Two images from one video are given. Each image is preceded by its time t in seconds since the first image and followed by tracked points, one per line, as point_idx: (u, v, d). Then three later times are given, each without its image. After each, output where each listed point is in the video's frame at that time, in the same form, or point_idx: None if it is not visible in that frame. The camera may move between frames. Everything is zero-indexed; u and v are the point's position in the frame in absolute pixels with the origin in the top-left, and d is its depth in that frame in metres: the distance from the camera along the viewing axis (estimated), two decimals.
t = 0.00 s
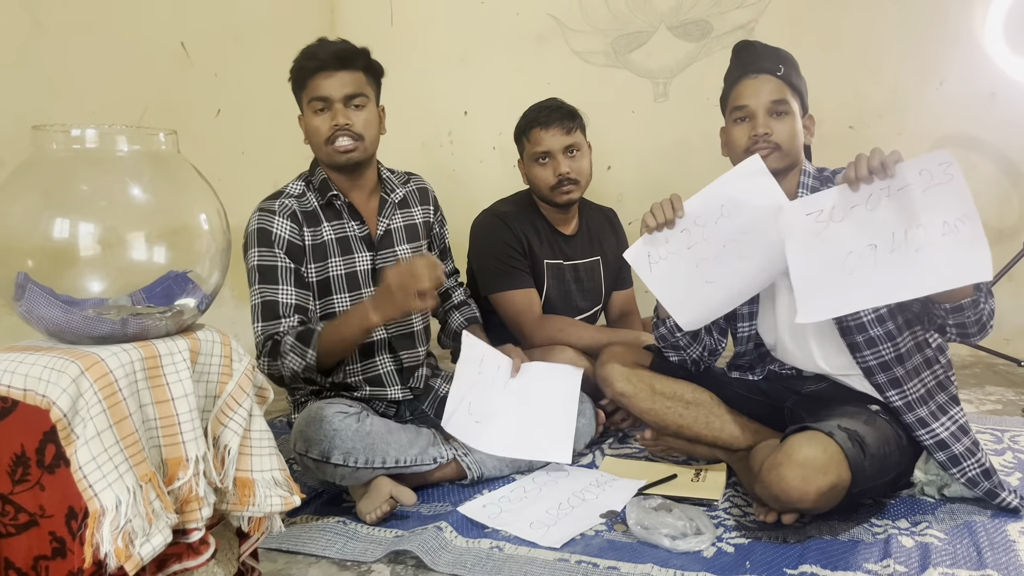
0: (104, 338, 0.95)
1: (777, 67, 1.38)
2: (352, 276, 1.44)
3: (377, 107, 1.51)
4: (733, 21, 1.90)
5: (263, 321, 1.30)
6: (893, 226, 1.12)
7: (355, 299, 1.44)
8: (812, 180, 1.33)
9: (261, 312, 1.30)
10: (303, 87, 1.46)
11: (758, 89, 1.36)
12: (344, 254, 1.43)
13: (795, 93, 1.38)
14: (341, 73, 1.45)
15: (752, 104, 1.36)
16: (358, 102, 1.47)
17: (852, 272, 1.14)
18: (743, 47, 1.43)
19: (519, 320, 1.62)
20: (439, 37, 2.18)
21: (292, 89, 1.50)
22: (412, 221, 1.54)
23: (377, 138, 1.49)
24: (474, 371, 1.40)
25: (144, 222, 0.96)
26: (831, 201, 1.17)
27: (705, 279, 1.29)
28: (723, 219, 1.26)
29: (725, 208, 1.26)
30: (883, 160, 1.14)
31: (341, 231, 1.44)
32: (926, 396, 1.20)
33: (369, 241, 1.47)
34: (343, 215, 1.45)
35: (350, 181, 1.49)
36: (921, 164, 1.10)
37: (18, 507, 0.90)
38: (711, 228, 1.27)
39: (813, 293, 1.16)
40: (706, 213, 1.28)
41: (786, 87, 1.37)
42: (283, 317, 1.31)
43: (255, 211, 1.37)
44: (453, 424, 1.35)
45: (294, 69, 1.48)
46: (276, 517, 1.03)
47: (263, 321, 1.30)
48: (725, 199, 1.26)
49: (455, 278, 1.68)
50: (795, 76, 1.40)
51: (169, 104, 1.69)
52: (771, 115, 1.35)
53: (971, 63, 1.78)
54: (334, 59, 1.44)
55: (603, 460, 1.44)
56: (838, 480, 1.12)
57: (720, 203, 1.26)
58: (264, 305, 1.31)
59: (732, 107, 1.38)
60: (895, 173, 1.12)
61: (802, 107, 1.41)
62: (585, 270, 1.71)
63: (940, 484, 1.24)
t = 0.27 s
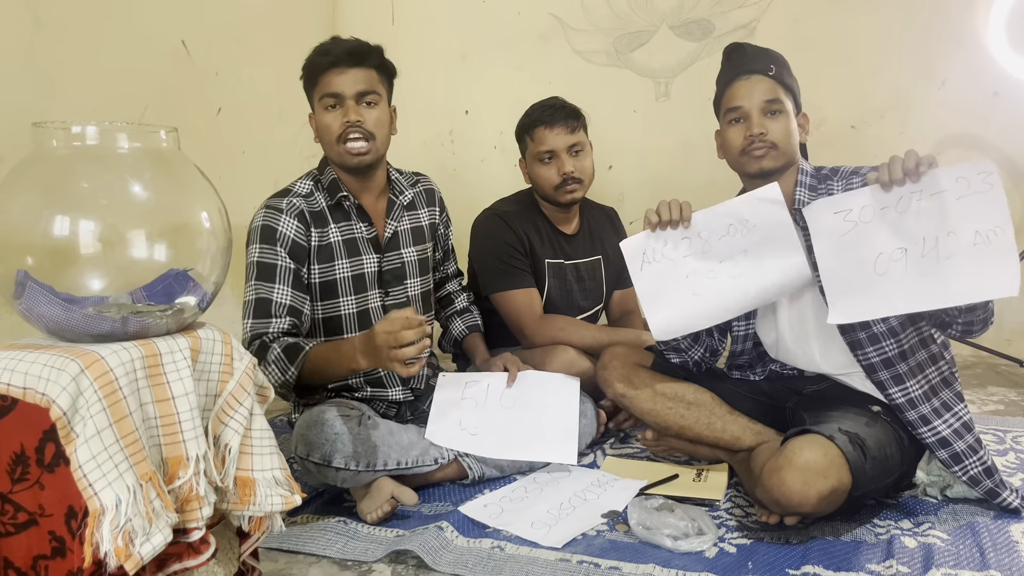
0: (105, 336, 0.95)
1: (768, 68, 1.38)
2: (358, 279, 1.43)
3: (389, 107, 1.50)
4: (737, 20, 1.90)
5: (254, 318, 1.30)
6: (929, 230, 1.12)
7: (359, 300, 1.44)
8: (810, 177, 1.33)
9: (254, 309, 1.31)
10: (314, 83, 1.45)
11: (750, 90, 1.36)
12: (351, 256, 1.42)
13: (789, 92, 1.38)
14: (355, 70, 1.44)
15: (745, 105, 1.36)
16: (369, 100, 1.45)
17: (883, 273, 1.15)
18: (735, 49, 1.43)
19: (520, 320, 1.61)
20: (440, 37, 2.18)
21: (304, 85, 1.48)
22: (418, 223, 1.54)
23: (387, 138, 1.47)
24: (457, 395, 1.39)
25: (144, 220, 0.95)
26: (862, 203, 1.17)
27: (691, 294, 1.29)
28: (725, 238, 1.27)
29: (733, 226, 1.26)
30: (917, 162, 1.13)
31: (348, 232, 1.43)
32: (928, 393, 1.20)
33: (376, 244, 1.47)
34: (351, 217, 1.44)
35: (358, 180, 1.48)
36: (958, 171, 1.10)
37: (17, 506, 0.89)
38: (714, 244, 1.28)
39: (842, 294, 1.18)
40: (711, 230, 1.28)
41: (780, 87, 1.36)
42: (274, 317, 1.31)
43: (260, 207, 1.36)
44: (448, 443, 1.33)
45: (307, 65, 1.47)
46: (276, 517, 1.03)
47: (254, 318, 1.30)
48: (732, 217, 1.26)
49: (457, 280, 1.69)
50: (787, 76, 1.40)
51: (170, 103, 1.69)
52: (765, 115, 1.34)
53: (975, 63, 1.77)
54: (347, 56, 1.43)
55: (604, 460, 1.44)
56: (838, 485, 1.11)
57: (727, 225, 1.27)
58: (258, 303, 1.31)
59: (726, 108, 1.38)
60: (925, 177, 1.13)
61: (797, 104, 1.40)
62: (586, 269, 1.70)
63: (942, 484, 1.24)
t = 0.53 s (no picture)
0: (104, 332, 0.95)
1: (774, 66, 1.37)
2: (359, 275, 1.44)
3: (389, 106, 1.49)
4: (738, 19, 1.90)
5: (260, 319, 1.29)
6: (931, 214, 1.11)
7: (361, 298, 1.44)
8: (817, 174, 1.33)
9: (260, 309, 1.29)
10: (315, 82, 1.43)
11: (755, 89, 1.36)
12: (352, 253, 1.43)
13: (795, 90, 1.37)
14: (355, 71, 1.42)
15: (751, 105, 1.35)
16: (370, 101, 1.44)
17: (883, 259, 1.14)
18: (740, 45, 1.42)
19: (520, 319, 1.61)
20: (440, 35, 2.18)
21: (303, 83, 1.47)
22: (419, 217, 1.54)
23: (388, 138, 1.47)
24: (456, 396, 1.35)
25: (144, 217, 0.95)
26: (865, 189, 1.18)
27: (685, 295, 1.29)
28: (732, 246, 1.27)
29: (744, 237, 1.27)
30: (921, 148, 1.13)
31: (350, 229, 1.43)
32: (930, 393, 1.20)
33: (378, 240, 1.47)
34: (352, 213, 1.44)
35: (360, 178, 1.48)
36: (964, 154, 1.10)
37: (15, 503, 0.89)
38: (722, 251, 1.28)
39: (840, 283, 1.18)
40: (721, 237, 1.28)
41: (786, 85, 1.36)
42: (280, 318, 1.30)
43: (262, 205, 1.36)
44: (446, 445, 1.30)
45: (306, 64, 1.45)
46: (275, 515, 1.02)
47: (260, 319, 1.29)
48: (744, 226, 1.27)
49: (466, 273, 1.69)
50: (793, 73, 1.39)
51: (170, 100, 1.68)
52: (771, 113, 1.34)
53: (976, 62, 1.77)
54: (348, 56, 1.41)
55: (604, 459, 1.44)
56: (839, 485, 1.11)
57: (738, 237, 1.27)
58: (263, 303, 1.29)
59: (732, 107, 1.37)
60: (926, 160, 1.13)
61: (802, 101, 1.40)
62: (586, 269, 1.70)
63: (943, 484, 1.24)
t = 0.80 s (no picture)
0: (103, 330, 0.94)
1: (781, 65, 1.36)
2: (358, 272, 1.41)
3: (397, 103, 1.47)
4: (737, 19, 1.90)
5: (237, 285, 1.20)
6: (930, 209, 1.11)
7: (360, 296, 1.42)
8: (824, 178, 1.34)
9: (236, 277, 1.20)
10: (325, 75, 1.42)
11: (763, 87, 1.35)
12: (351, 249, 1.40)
13: (802, 90, 1.37)
14: (366, 66, 1.41)
15: (758, 104, 1.35)
16: (379, 98, 1.42)
17: (876, 249, 1.14)
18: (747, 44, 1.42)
19: (518, 319, 1.60)
20: (439, 33, 2.18)
21: (313, 77, 1.46)
22: (420, 220, 1.50)
23: (395, 135, 1.46)
24: (454, 402, 1.36)
25: (143, 214, 0.95)
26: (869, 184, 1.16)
27: (679, 291, 1.30)
28: (733, 247, 1.28)
29: (745, 238, 1.27)
30: (927, 142, 1.12)
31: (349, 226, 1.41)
32: (931, 394, 1.20)
33: (377, 239, 1.43)
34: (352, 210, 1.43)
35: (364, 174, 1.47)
36: (970, 152, 1.09)
37: (12, 502, 0.88)
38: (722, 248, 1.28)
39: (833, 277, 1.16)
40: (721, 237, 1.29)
41: (793, 84, 1.35)
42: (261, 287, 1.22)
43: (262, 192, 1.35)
44: (451, 451, 1.31)
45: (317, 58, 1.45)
46: (274, 514, 1.02)
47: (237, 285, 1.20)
48: (745, 227, 1.27)
49: (467, 275, 1.64)
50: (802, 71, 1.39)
51: (168, 98, 1.68)
52: (777, 113, 1.34)
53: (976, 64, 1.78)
54: (360, 51, 1.40)
55: (603, 459, 1.44)
56: (839, 485, 1.11)
57: (738, 238, 1.28)
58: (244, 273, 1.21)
59: (739, 105, 1.37)
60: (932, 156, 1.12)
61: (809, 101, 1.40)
62: (585, 268, 1.70)
63: (942, 485, 1.24)
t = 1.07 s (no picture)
0: (100, 328, 0.95)
1: (793, 61, 1.21)
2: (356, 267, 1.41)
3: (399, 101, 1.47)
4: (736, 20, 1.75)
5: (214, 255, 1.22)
6: (895, 150, 1.08)
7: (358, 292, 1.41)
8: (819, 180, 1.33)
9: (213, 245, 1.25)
10: (329, 73, 1.43)
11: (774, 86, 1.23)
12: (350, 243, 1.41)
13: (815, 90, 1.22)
14: (368, 64, 1.41)
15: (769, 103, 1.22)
16: (378, 96, 1.42)
17: (847, 188, 1.12)
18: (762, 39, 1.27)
19: (516, 320, 1.62)
20: (439, 33, 2.17)
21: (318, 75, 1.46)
22: (419, 220, 1.52)
23: (393, 135, 1.45)
24: (449, 402, 1.36)
25: (141, 213, 0.94)
26: (834, 127, 1.12)
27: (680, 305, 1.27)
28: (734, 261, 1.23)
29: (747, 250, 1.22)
30: (895, 83, 1.09)
31: (349, 220, 1.41)
32: (933, 389, 1.20)
33: (375, 234, 1.45)
34: (353, 206, 1.42)
35: (366, 172, 1.46)
36: (934, 97, 1.06)
37: (9, 500, 0.88)
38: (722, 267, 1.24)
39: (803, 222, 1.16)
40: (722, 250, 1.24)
41: (805, 83, 1.21)
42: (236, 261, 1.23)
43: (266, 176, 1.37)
44: (449, 452, 1.32)
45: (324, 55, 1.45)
46: (271, 513, 1.02)
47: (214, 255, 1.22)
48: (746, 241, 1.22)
49: (464, 280, 1.67)
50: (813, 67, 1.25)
51: (165, 97, 1.67)
52: (789, 112, 1.20)
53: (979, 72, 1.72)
54: (362, 50, 1.40)
55: (600, 459, 1.43)
56: (839, 484, 1.11)
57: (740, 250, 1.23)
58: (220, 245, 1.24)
59: (748, 102, 1.23)
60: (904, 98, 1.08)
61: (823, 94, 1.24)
62: (582, 269, 1.70)
63: (940, 486, 1.24)
